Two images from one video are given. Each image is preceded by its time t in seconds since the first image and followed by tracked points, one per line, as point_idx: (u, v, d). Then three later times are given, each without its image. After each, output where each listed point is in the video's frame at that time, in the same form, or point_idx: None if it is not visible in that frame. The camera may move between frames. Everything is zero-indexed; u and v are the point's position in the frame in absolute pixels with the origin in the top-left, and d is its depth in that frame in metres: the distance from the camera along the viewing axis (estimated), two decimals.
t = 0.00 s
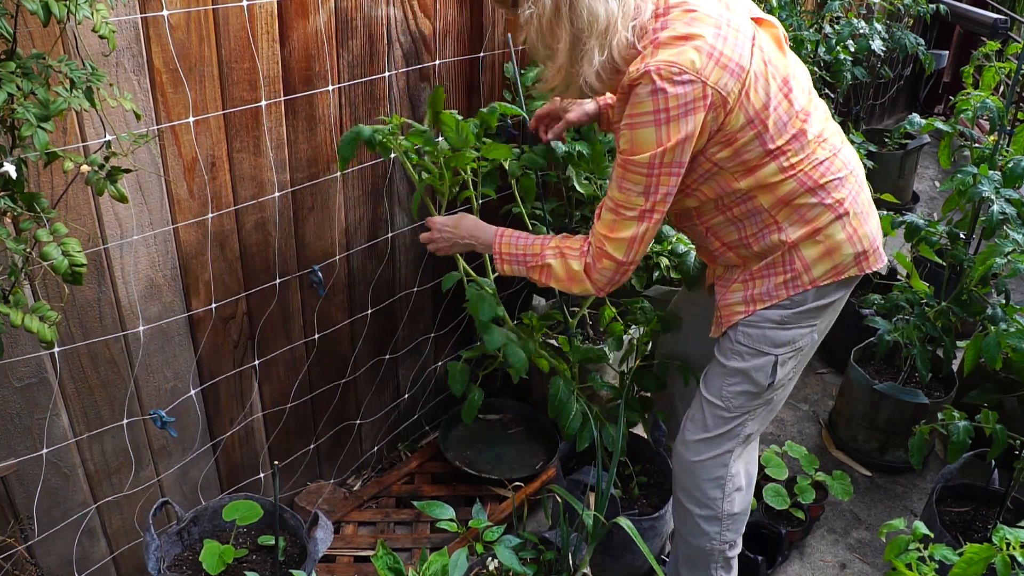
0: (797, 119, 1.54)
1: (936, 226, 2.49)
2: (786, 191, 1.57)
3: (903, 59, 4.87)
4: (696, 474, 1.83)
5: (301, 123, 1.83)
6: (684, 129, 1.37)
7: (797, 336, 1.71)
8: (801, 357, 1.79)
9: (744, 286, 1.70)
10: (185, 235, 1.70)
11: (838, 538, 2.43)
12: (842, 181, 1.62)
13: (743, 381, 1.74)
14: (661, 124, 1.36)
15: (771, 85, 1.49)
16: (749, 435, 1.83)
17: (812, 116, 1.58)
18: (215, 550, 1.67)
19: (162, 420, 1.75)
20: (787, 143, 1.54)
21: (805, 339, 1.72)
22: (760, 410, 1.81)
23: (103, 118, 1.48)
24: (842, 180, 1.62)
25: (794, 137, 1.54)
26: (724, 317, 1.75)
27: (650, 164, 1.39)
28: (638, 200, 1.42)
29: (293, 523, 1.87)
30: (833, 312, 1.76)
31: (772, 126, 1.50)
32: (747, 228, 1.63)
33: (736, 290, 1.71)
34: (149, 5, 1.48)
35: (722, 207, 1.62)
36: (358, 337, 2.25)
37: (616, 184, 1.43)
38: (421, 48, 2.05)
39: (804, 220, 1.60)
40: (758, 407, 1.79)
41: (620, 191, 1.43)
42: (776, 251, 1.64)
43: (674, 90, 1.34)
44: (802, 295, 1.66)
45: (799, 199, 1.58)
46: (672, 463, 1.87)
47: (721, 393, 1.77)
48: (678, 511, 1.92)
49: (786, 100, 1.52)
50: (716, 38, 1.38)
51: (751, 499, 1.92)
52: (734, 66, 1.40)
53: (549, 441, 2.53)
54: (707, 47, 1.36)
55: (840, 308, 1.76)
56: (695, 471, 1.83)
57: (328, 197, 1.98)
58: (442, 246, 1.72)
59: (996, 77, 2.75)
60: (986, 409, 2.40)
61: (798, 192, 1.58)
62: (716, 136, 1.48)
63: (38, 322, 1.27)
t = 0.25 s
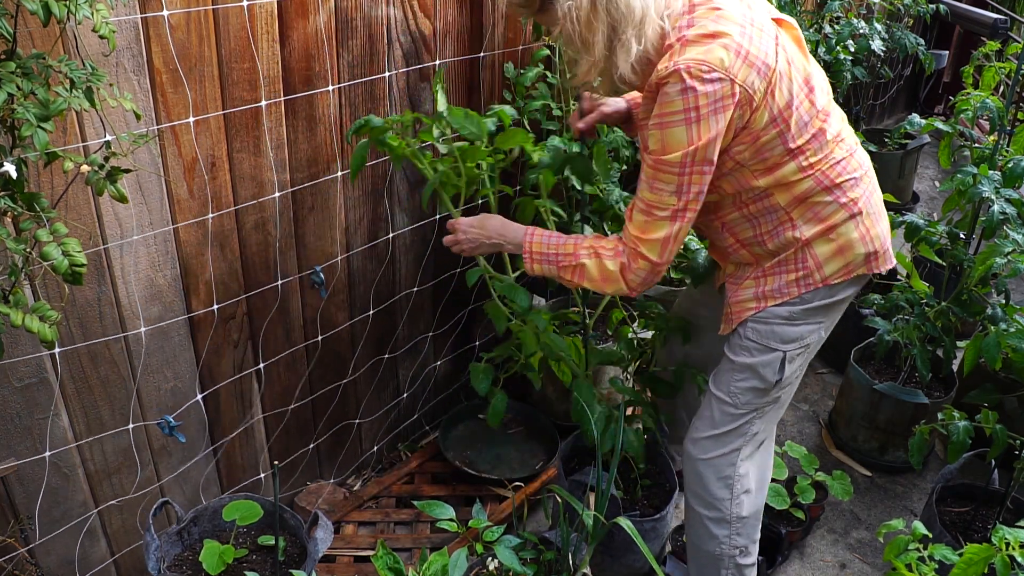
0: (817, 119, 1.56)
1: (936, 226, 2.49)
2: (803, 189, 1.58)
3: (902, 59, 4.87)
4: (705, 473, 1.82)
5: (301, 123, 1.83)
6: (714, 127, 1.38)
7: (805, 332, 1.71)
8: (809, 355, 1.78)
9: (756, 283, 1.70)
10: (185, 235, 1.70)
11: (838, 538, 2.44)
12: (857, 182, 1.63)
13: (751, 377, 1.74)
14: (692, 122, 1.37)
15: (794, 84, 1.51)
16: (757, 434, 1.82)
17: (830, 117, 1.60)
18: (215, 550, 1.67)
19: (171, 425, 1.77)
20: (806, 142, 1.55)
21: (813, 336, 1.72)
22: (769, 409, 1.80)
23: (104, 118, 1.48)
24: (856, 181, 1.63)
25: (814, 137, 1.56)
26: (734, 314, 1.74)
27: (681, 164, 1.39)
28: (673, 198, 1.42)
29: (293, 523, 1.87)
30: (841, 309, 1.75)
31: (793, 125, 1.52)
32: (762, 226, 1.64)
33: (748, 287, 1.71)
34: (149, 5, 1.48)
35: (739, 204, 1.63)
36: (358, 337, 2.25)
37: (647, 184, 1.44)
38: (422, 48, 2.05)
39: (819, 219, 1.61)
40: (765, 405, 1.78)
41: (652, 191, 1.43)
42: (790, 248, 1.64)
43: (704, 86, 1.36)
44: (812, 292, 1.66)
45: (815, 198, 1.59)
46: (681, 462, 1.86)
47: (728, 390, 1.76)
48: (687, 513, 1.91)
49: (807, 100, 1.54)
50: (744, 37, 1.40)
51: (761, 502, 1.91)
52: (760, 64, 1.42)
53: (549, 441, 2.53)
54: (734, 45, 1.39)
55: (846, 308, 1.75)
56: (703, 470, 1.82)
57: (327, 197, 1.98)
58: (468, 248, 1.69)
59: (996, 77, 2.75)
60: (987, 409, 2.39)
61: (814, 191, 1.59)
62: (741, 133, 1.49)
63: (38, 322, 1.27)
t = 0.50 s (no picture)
0: (857, 116, 1.58)
1: (935, 226, 2.49)
2: (836, 186, 1.60)
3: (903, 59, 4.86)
4: (735, 475, 1.88)
5: (301, 123, 1.83)
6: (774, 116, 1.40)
7: (836, 338, 1.73)
8: (843, 359, 1.81)
9: (785, 285, 1.72)
10: (185, 235, 1.70)
11: (838, 538, 2.44)
12: (889, 181, 1.64)
13: (781, 383, 1.78)
14: (755, 112, 1.39)
15: (837, 77, 1.51)
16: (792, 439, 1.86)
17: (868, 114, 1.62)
18: (216, 550, 1.67)
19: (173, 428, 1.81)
20: (845, 139, 1.57)
21: (844, 341, 1.74)
22: (803, 413, 1.83)
23: (104, 118, 1.48)
24: (888, 180, 1.64)
25: (852, 134, 1.58)
26: (765, 316, 1.77)
27: (753, 159, 1.41)
28: (755, 194, 1.44)
29: (293, 523, 1.87)
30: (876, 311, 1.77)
31: (834, 120, 1.54)
32: (795, 223, 1.66)
33: (776, 290, 1.74)
34: (149, 5, 1.48)
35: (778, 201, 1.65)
36: (358, 337, 2.25)
37: (722, 184, 1.45)
38: (422, 48, 2.05)
39: (851, 217, 1.62)
40: (799, 410, 1.82)
41: (731, 190, 1.45)
42: (820, 249, 1.67)
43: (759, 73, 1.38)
44: (841, 293, 1.69)
45: (846, 195, 1.61)
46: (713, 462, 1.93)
47: (758, 394, 1.81)
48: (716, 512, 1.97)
49: (848, 96, 1.56)
50: (791, 29, 1.43)
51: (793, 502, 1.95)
52: (808, 56, 1.45)
53: (550, 441, 2.53)
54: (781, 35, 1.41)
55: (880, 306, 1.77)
56: (734, 471, 1.88)
57: (327, 197, 1.98)
58: (550, 269, 1.71)
59: (996, 77, 2.75)
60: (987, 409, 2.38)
61: (848, 188, 1.60)
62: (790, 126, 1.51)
63: (38, 322, 1.27)
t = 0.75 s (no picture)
0: (913, 145, 1.61)
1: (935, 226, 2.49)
2: (892, 215, 1.63)
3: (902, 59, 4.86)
4: (777, 508, 1.90)
5: (301, 122, 1.84)
6: (836, 147, 1.42)
7: (877, 370, 1.77)
8: (880, 389, 1.84)
9: (831, 313, 1.75)
10: (185, 235, 1.70)
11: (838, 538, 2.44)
12: (943, 209, 1.67)
13: (823, 414, 1.80)
14: (817, 142, 1.41)
15: (902, 105, 1.55)
16: (829, 468, 1.88)
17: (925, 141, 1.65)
18: (216, 550, 1.67)
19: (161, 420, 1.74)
20: (902, 167, 1.61)
21: (886, 372, 1.78)
22: (839, 443, 1.86)
23: (103, 118, 1.48)
24: (942, 207, 1.67)
25: (908, 163, 1.61)
26: (808, 343, 1.80)
27: (809, 190, 1.43)
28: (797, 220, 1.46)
29: (293, 523, 1.87)
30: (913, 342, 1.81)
31: (896, 149, 1.57)
32: (844, 250, 1.69)
33: (823, 316, 1.76)
34: (149, 5, 1.48)
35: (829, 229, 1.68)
36: (358, 337, 2.25)
37: (772, 212, 1.47)
38: (422, 48, 2.05)
39: (904, 247, 1.65)
40: (836, 440, 1.84)
41: (777, 217, 1.47)
42: (871, 278, 1.69)
43: (828, 101, 1.40)
44: (889, 324, 1.72)
45: (902, 224, 1.64)
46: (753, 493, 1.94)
47: (799, 427, 1.83)
48: (760, 544, 1.99)
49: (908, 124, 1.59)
50: (862, 53, 1.45)
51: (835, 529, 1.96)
52: (879, 80, 1.46)
53: (550, 441, 2.53)
54: (854, 62, 1.43)
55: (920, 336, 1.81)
56: (775, 504, 1.90)
57: (327, 197, 1.98)
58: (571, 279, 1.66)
59: (996, 77, 2.75)
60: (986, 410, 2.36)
61: (904, 217, 1.64)
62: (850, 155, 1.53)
63: (37, 322, 1.27)
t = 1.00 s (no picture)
0: (926, 137, 1.63)
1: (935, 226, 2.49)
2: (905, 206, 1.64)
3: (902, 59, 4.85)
4: (791, 501, 1.90)
5: (301, 122, 1.83)
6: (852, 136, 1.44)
7: (892, 361, 1.78)
8: (893, 381, 1.86)
9: (844, 306, 1.76)
10: (185, 236, 1.70)
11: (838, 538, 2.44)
12: (955, 202, 1.69)
13: (838, 407, 1.81)
14: (833, 131, 1.43)
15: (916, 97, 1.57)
16: (842, 461, 1.89)
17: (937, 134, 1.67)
18: (215, 550, 1.67)
19: (170, 426, 1.72)
20: (915, 159, 1.62)
21: (899, 363, 1.80)
22: (853, 436, 1.87)
23: (104, 118, 1.48)
24: (954, 201, 1.69)
25: (921, 155, 1.63)
26: (821, 336, 1.80)
27: (820, 178, 1.45)
28: (807, 210, 1.48)
29: (293, 523, 1.87)
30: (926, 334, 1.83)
31: (911, 140, 1.58)
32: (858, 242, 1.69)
33: (836, 309, 1.77)
34: (149, 5, 1.48)
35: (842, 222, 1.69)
36: (359, 337, 2.25)
37: (780, 198, 1.48)
38: (422, 48, 2.05)
39: (918, 238, 1.67)
40: (850, 432, 1.85)
41: (785, 205, 1.48)
42: (884, 269, 1.70)
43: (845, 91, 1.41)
44: (903, 315, 1.73)
45: (916, 216, 1.65)
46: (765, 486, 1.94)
47: (814, 419, 1.83)
48: (771, 538, 1.99)
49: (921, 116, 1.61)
50: (879, 45, 1.46)
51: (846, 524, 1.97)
52: (895, 72, 1.47)
53: (550, 441, 2.53)
54: (872, 53, 1.44)
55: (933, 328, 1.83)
56: (789, 497, 1.90)
57: (327, 198, 1.98)
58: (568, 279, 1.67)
59: (996, 77, 2.75)
60: (986, 410, 2.37)
61: (917, 209, 1.65)
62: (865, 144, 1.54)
63: (37, 322, 1.27)
